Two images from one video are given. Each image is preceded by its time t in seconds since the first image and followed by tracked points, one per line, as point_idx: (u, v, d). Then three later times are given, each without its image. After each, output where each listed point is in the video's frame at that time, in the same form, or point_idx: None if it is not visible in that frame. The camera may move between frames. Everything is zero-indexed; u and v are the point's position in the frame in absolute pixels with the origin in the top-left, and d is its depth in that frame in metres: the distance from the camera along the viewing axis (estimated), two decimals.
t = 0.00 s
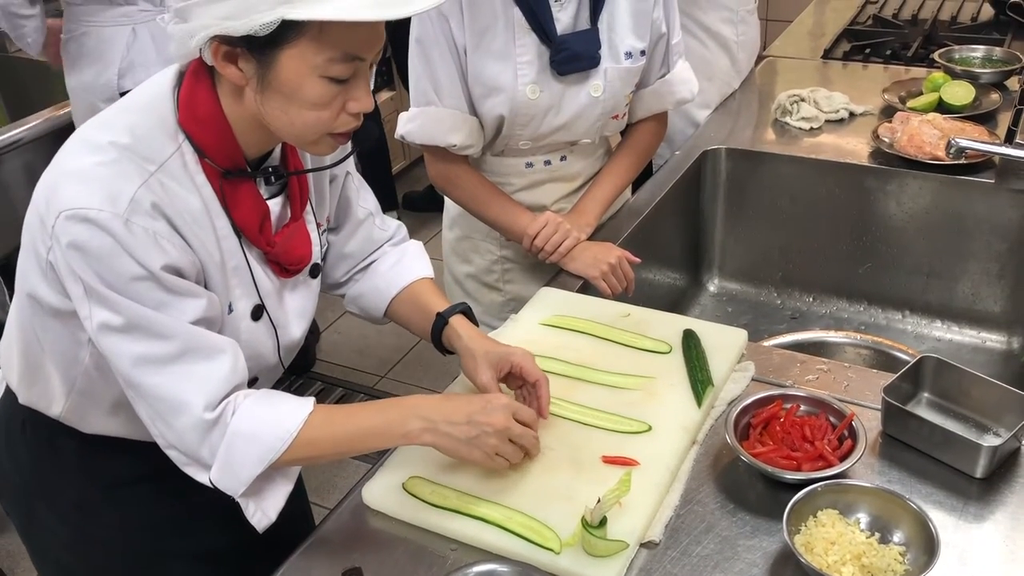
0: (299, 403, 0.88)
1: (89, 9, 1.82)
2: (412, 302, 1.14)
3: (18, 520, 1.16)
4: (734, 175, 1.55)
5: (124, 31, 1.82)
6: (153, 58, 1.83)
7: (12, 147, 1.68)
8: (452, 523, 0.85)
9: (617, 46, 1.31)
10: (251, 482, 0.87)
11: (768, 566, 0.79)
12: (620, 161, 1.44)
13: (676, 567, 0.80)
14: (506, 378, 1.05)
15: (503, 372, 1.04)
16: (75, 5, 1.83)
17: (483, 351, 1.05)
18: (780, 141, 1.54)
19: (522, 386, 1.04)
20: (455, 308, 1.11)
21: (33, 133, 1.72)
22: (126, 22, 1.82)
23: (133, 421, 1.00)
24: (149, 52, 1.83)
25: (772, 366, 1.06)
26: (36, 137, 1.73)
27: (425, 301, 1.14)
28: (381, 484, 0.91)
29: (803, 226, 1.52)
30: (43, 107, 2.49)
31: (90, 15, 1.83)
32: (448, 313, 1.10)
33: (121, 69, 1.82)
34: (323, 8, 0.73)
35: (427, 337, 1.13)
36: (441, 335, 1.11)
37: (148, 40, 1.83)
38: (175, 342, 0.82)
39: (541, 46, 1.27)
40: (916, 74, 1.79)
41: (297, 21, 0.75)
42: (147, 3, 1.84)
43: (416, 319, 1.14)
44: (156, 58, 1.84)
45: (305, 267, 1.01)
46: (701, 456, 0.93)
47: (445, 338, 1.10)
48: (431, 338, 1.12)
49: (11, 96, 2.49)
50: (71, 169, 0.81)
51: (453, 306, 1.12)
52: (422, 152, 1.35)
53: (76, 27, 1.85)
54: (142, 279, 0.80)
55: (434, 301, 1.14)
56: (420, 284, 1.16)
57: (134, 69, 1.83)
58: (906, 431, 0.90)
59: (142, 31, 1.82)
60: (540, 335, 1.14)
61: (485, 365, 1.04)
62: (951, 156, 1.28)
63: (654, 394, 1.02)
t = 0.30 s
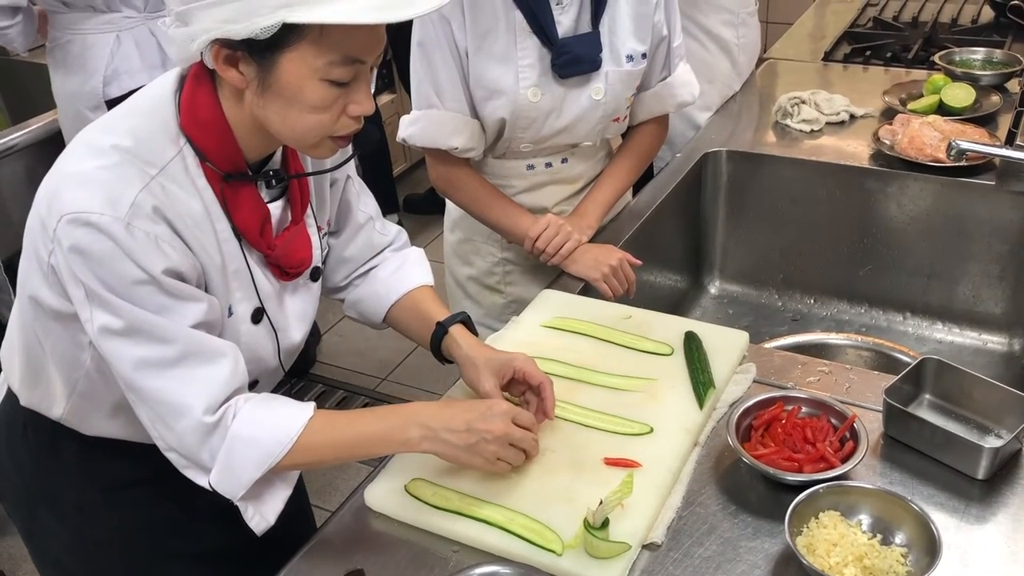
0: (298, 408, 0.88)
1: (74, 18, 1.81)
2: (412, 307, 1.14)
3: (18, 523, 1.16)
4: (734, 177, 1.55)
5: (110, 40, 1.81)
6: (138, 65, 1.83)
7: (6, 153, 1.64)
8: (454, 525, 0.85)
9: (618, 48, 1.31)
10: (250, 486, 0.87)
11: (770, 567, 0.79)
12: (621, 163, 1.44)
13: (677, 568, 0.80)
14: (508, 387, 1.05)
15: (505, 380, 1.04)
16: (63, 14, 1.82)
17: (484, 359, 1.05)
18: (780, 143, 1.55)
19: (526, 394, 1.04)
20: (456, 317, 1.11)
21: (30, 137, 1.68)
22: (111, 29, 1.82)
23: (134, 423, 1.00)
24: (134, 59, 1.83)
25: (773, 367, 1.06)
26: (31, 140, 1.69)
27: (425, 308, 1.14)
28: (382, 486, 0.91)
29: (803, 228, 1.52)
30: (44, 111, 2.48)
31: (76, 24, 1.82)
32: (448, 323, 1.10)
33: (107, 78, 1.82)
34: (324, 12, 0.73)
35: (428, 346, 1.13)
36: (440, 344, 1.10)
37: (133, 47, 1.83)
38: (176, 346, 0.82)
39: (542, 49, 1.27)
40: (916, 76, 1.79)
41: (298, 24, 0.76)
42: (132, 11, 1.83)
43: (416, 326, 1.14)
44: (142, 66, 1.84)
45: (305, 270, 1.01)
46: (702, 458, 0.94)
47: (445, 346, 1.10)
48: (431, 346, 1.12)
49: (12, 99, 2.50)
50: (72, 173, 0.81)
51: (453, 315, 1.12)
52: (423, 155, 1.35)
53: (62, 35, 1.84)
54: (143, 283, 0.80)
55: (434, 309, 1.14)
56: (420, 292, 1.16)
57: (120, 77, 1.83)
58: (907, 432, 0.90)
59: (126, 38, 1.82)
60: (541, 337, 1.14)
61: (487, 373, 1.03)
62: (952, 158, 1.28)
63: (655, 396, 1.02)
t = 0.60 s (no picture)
0: (295, 410, 0.88)
1: (58, 24, 1.81)
2: (410, 303, 1.14)
3: (16, 523, 1.16)
4: (734, 177, 1.55)
5: (94, 44, 1.81)
6: (123, 69, 1.83)
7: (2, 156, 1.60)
8: (452, 525, 0.85)
9: (617, 49, 1.31)
10: (246, 487, 0.87)
11: (769, 568, 0.79)
12: (620, 163, 1.44)
13: (676, 569, 0.80)
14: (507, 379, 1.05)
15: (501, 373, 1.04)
16: (47, 20, 1.81)
17: (482, 351, 1.05)
18: (779, 144, 1.55)
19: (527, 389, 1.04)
20: (454, 309, 1.11)
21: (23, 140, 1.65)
22: (94, 34, 1.82)
23: (132, 424, 1.00)
24: (119, 64, 1.82)
25: (773, 367, 1.06)
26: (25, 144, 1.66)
27: (422, 304, 1.14)
28: (380, 486, 0.91)
29: (803, 229, 1.52)
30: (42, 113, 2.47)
31: (60, 30, 1.82)
32: (447, 315, 1.10)
33: (92, 83, 1.82)
34: (319, 7, 0.73)
35: (426, 340, 1.13)
36: (440, 336, 1.11)
37: (118, 52, 1.82)
38: (173, 346, 0.82)
39: (541, 49, 1.27)
40: (916, 76, 1.79)
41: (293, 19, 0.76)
42: (116, 15, 1.83)
43: (414, 322, 1.14)
44: (127, 71, 1.84)
45: (302, 269, 1.01)
46: (701, 458, 0.93)
47: (445, 339, 1.10)
48: (429, 340, 1.12)
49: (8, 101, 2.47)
50: (69, 172, 0.81)
51: (452, 309, 1.11)
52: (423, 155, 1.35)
53: (47, 42, 1.84)
54: (140, 283, 0.80)
55: (431, 303, 1.14)
56: (418, 288, 1.16)
57: (105, 82, 1.83)
58: (906, 433, 0.90)
59: (111, 42, 1.82)
60: (541, 337, 1.14)
61: (484, 366, 1.03)
62: (951, 158, 1.28)
63: (655, 397, 1.02)
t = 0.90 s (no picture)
0: (296, 414, 0.88)
1: (51, 29, 1.81)
2: (407, 302, 1.15)
3: (17, 525, 1.16)
4: (733, 179, 1.55)
5: (87, 49, 1.82)
6: (116, 75, 1.83)
7: None
8: (453, 527, 0.86)
9: (618, 52, 1.31)
10: (248, 491, 0.87)
11: (769, 570, 0.79)
12: (620, 166, 1.45)
13: (676, 571, 0.80)
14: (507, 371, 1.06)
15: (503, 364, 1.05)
16: (41, 25, 1.81)
17: (484, 344, 1.06)
18: (779, 146, 1.55)
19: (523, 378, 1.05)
20: (451, 304, 1.12)
21: (16, 145, 1.65)
22: (87, 39, 1.82)
23: (133, 426, 1.00)
24: (112, 69, 1.83)
25: (772, 370, 1.06)
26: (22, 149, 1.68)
27: (420, 302, 1.14)
28: (382, 489, 0.91)
29: (802, 231, 1.52)
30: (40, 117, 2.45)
31: (52, 35, 1.82)
32: (444, 311, 1.11)
33: (85, 88, 1.82)
34: (320, 18, 0.73)
35: (425, 337, 1.14)
36: (438, 331, 1.11)
37: (111, 57, 1.83)
38: (175, 352, 0.82)
39: (542, 53, 1.27)
40: (915, 78, 1.79)
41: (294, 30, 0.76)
42: (110, 20, 1.83)
43: (412, 321, 1.14)
44: (121, 76, 1.85)
45: (303, 273, 1.01)
46: (701, 461, 0.94)
47: (443, 334, 1.11)
48: (427, 335, 1.13)
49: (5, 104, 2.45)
50: (71, 178, 0.81)
51: (448, 303, 1.12)
52: (423, 157, 1.35)
53: (40, 46, 1.84)
54: (141, 289, 0.80)
55: (428, 300, 1.15)
56: (414, 286, 1.16)
57: (98, 87, 1.83)
58: (906, 435, 0.90)
59: (104, 47, 1.82)
60: (541, 339, 1.14)
61: (487, 359, 1.04)
62: (950, 161, 1.28)
63: (655, 399, 1.02)
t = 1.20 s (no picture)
0: (293, 414, 0.88)
1: (44, 28, 1.80)
2: (404, 306, 1.14)
3: (13, 525, 1.15)
4: (733, 178, 1.55)
5: (80, 50, 1.81)
6: (108, 78, 1.83)
7: None
8: (451, 528, 0.85)
9: (616, 50, 1.31)
10: (243, 490, 0.87)
11: (768, 571, 0.78)
12: (619, 165, 1.44)
13: (675, 572, 0.80)
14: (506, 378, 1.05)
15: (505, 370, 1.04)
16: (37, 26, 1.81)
17: (484, 350, 1.05)
18: (778, 145, 1.54)
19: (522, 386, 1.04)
20: (450, 310, 1.11)
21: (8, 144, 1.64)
22: (82, 41, 1.81)
23: (130, 426, 1.00)
24: (104, 72, 1.82)
25: (771, 369, 1.06)
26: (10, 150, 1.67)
27: (416, 306, 1.14)
28: (378, 489, 0.90)
29: (802, 230, 1.52)
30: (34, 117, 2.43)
31: (45, 35, 1.81)
32: (442, 316, 1.10)
33: (75, 89, 1.82)
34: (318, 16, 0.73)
35: (420, 342, 1.13)
36: (435, 336, 1.10)
37: (104, 60, 1.82)
38: (170, 352, 0.81)
39: (540, 50, 1.26)
40: (915, 77, 1.79)
41: (291, 27, 0.75)
42: (105, 23, 1.83)
43: (408, 323, 1.13)
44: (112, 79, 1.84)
45: (299, 273, 1.00)
46: (700, 460, 0.93)
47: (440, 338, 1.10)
48: (423, 341, 1.12)
49: None
50: (66, 176, 0.81)
51: (447, 310, 1.12)
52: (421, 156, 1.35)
53: (34, 46, 1.83)
54: (137, 288, 0.80)
55: (425, 304, 1.14)
56: (411, 290, 1.15)
57: (88, 89, 1.82)
58: (905, 435, 0.90)
59: (97, 50, 1.82)
60: (539, 339, 1.14)
61: (488, 365, 1.03)
62: (951, 159, 1.28)
63: (654, 399, 1.02)
